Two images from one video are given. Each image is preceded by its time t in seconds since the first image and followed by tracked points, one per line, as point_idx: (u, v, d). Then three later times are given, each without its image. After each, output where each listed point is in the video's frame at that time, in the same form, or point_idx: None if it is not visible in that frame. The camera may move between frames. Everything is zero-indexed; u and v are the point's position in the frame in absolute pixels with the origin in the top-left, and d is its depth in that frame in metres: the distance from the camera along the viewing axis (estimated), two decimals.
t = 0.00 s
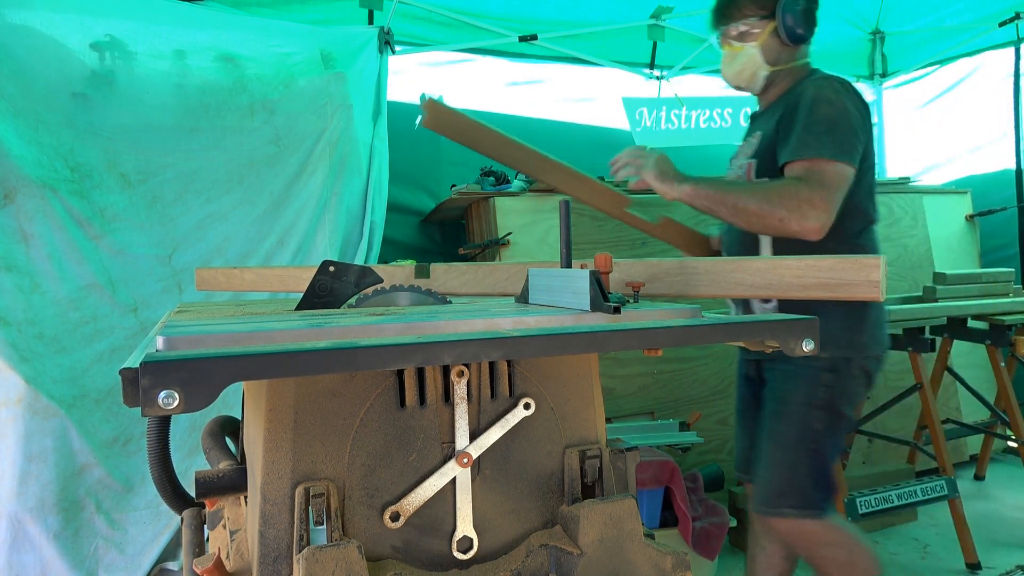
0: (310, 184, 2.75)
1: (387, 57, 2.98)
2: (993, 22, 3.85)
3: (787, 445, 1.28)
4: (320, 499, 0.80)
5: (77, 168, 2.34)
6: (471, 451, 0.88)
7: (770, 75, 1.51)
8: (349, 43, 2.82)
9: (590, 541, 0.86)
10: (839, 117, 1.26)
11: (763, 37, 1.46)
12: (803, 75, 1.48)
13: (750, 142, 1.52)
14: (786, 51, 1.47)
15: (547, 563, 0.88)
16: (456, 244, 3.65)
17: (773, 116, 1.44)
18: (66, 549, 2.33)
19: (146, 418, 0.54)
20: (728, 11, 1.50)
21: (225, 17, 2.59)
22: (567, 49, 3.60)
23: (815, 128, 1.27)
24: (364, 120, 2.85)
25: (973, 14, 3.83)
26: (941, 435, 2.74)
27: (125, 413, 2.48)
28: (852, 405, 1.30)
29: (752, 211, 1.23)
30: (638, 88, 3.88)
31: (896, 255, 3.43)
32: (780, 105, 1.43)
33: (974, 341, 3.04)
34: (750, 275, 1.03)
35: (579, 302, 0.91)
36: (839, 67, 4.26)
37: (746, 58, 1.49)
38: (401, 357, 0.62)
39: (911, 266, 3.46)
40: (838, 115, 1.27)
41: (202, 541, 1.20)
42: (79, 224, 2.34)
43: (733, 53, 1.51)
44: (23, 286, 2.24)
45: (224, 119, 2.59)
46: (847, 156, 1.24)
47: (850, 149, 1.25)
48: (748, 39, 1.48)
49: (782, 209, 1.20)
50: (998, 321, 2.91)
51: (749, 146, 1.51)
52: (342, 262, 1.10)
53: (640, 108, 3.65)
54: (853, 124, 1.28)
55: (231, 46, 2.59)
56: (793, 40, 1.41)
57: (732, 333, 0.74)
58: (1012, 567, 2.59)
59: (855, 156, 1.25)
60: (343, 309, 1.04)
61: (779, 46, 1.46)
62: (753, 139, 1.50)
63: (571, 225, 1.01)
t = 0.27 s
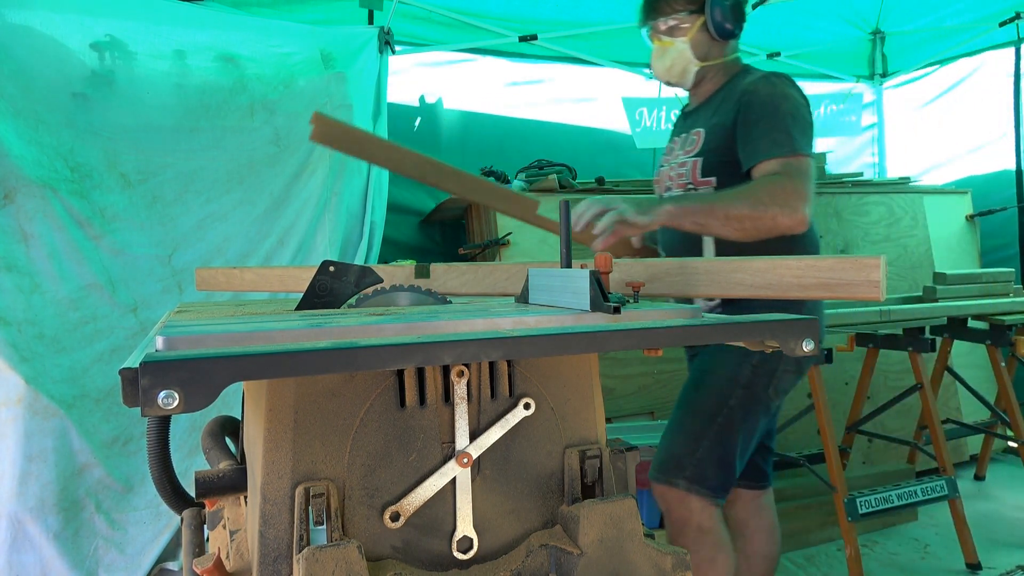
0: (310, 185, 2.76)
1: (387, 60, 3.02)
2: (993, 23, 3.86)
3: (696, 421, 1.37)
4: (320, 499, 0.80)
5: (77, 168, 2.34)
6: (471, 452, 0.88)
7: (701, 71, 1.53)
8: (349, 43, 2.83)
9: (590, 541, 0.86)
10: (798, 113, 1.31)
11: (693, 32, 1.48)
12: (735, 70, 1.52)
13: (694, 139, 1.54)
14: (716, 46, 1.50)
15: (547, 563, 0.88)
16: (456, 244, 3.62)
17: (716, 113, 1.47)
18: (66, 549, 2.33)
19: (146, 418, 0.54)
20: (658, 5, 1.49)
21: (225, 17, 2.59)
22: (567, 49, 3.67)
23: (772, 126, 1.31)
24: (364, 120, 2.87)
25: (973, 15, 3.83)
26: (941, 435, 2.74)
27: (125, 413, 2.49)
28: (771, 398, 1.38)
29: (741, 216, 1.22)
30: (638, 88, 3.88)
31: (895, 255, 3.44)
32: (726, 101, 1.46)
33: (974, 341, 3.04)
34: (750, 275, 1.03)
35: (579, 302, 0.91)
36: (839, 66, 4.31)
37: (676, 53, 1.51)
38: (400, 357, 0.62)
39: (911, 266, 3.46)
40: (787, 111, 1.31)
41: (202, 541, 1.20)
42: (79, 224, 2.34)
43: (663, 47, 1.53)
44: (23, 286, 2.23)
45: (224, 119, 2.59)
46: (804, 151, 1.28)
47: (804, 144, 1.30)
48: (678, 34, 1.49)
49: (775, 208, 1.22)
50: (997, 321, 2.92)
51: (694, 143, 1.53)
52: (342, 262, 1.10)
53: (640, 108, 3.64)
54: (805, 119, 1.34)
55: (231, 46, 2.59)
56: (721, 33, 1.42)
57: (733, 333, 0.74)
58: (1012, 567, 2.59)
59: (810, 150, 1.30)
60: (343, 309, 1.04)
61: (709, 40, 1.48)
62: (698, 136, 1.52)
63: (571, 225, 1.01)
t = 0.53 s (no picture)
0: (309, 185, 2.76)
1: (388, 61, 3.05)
2: (993, 22, 3.85)
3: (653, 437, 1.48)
4: (321, 499, 0.80)
5: (77, 168, 2.34)
6: (471, 452, 0.88)
7: (646, 58, 1.44)
8: (349, 43, 2.84)
9: (590, 541, 0.86)
10: (710, 110, 1.22)
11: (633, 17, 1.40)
12: (682, 53, 1.41)
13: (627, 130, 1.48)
14: (660, 30, 1.40)
15: (547, 563, 0.87)
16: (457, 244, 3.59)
17: (648, 98, 1.39)
18: (66, 549, 2.33)
19: (146, 419, 0.54)
20: None
21: (225, 17, 2.59)
22: (568, 49, 3.69)
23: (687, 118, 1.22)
24: (364, 120, 2.89)
25: (973, 15, 3.83)
26: (941, 434, 2.74)
27: (125, 413, 2.49)
28: (720, 410, 1.48)
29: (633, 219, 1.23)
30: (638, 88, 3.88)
31: (895, 255, 3.44)
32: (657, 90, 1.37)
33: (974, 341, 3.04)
34: (750, 276, 1.03)
35: (579, 302, 0.91)
36: (840, 66, 4.33)
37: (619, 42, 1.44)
38: (400, 357, 0.62)
39: (910, 266, 3.47)
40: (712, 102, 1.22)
41: (202, 541, 1.20)
42: (79, 224, 2.34)
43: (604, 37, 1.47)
44: (23, 286, 2.22)
45: (224, 119, 2.59)
46: (718, 150, 1.20)
47: (723, 142, 1.21)
48: (617, 22, 1.42)
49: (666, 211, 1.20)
50: (997, 321, 2.93)
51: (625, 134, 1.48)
52: (342, 262, 1.10)
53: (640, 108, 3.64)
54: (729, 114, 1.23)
55: (231, 46, 2.59)
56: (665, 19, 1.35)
57: (732, 333, 0.74)
58: (1012, 567, 2.59)
59: (727, 150, 1.22)
60: (343, 309, 1.04)
61: (651, 25, 1.39)
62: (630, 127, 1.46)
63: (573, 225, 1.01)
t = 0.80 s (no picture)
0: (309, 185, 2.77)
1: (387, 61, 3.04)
2: (993, 22, 3.85)
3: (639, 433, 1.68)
4: (320, 499, 0.80)
5: (77, 168, 2.34)
6: (471, 451, 0.88)
7: (613, 45, 1.59)
8: (349, 43, 2.84)
9: (590, 541, 0.86)
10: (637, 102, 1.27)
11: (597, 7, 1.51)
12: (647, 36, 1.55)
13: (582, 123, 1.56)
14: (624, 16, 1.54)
15: (547, 563, 0.87)
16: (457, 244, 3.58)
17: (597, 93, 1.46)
18: (66, 549, 2.33)
19: (146, 419, 0.54)
20: None
21: (225, 17, 2.59)
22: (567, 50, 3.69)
23: (616, 112, 1.28)
24: (364, 120, 2.88)
25: (973, 15, 3.83)
26: (941, 434, 2.74)
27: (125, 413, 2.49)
28: (699, 404, 1.65)
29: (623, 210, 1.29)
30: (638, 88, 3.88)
31: (895, 255, 3.44)
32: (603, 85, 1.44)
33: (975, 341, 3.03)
34: (749, 276, 1.03)
35: (579, 302, 0.91)
36: (840, 66, 4.33)
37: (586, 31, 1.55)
38: (400, 356, 0.62)
39: (910, 266, 3.47)
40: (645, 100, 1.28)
41: (202, 542, 1.20)
42: (79, 224, 2.34)
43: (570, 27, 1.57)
44: (23, 286, 2.22)
45: (224, 119, 2.59)
46: (643, 148, 1.26)
47: (651, 141, 1.27)
48: (582, 12, 1.54)
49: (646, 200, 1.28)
50: (997, 321, 2.92)
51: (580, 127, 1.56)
52: (342, 262, 1.10)
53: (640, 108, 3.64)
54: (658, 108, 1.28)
55: (231, 46, 2.59)
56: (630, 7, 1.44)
57: (732, 333, 0.74)
58: (1012, 567, 2.59)
59: (657, 149, 1.28)
60: (343, 309, 1.04)
61: (615, 13, 1.52)
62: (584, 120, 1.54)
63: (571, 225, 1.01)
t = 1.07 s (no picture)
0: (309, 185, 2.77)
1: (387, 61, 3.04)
2: (993, 22, 3.85)
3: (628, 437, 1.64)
4: (320, 499, 0.80)
5: (77, 168, 2.33)
6: (471, 451, 0.88)
7: (595, 47, 1.61)
8: (349, 43, 2.84)
9: (590, 541, 0.85)
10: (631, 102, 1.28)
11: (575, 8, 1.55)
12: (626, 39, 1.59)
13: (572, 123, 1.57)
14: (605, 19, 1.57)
15: (547, 563, 0.87)
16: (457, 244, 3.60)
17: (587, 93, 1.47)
18: (66, 550, 2.33)
19: (146, 418, 0.54)
20: None
21: (225, 17, 2.59)
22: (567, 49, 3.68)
23: (609, 114, 1.28)
24: (364, 121, 2.88)
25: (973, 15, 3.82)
26: (941, 434, 2.74)
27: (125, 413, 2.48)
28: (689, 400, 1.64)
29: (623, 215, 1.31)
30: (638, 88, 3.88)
31: (895, 255, 3.44)
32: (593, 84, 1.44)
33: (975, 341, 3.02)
34: (750, 276, 1.03)
35: (579, 302, 0.91)
36: (840, 66, 4.33)
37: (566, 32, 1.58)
38: (400, 356, 0.62)
39: (910, 266, 3.47)
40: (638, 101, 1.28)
41: (202, 541, 1.20)
42: (79, 224, 2.34)
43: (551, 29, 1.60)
44: (23, 286, 2.22)
45: (224, 119, 2.60)
46: (641, 147, 1.27)
47: (646, 140, 1.27)
48: (563, 14, 1.57)
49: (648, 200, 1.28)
50: (997, 320, 2.91)
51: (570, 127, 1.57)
52: (342, 262, 1.10)
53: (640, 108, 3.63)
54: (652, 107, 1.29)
55: (231, 46, 2.59)
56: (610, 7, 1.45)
57: (732, 333, 0.74)
58: (1012, 567, 2.59)
59: (651, 149, 1.28)
60: (343, 309, 1.04)
61: (595, 15, 1.55)
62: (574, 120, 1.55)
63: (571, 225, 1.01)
